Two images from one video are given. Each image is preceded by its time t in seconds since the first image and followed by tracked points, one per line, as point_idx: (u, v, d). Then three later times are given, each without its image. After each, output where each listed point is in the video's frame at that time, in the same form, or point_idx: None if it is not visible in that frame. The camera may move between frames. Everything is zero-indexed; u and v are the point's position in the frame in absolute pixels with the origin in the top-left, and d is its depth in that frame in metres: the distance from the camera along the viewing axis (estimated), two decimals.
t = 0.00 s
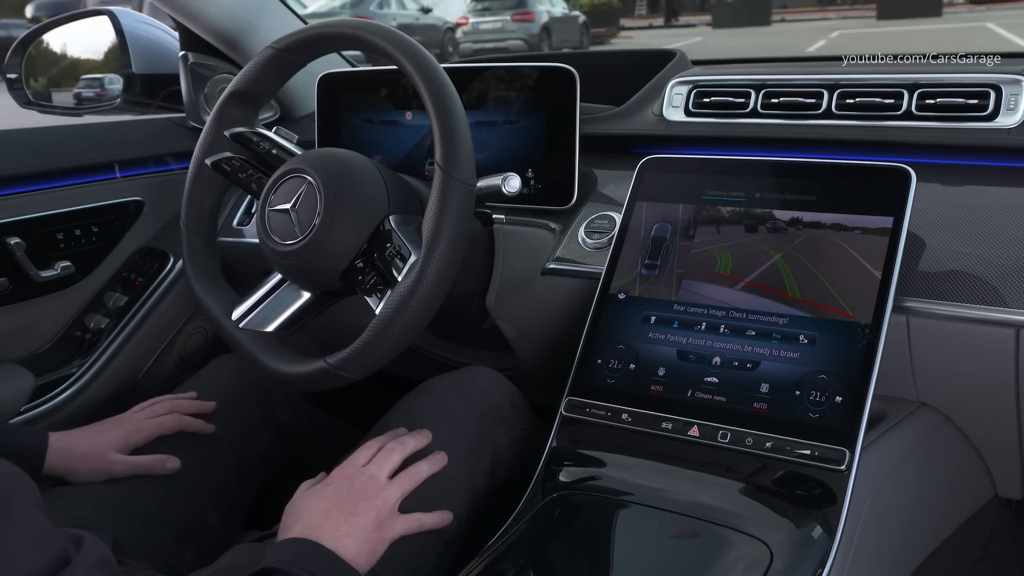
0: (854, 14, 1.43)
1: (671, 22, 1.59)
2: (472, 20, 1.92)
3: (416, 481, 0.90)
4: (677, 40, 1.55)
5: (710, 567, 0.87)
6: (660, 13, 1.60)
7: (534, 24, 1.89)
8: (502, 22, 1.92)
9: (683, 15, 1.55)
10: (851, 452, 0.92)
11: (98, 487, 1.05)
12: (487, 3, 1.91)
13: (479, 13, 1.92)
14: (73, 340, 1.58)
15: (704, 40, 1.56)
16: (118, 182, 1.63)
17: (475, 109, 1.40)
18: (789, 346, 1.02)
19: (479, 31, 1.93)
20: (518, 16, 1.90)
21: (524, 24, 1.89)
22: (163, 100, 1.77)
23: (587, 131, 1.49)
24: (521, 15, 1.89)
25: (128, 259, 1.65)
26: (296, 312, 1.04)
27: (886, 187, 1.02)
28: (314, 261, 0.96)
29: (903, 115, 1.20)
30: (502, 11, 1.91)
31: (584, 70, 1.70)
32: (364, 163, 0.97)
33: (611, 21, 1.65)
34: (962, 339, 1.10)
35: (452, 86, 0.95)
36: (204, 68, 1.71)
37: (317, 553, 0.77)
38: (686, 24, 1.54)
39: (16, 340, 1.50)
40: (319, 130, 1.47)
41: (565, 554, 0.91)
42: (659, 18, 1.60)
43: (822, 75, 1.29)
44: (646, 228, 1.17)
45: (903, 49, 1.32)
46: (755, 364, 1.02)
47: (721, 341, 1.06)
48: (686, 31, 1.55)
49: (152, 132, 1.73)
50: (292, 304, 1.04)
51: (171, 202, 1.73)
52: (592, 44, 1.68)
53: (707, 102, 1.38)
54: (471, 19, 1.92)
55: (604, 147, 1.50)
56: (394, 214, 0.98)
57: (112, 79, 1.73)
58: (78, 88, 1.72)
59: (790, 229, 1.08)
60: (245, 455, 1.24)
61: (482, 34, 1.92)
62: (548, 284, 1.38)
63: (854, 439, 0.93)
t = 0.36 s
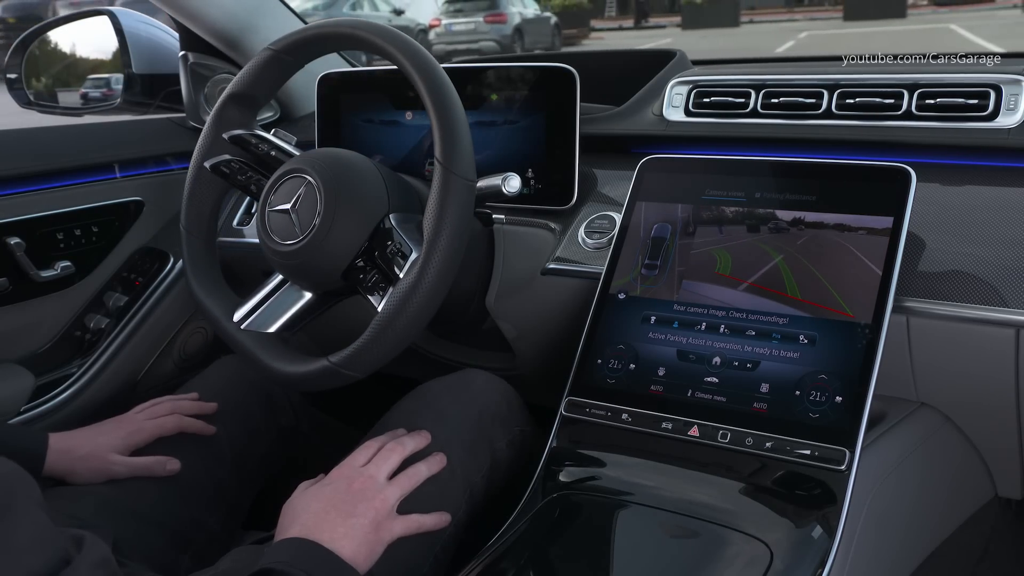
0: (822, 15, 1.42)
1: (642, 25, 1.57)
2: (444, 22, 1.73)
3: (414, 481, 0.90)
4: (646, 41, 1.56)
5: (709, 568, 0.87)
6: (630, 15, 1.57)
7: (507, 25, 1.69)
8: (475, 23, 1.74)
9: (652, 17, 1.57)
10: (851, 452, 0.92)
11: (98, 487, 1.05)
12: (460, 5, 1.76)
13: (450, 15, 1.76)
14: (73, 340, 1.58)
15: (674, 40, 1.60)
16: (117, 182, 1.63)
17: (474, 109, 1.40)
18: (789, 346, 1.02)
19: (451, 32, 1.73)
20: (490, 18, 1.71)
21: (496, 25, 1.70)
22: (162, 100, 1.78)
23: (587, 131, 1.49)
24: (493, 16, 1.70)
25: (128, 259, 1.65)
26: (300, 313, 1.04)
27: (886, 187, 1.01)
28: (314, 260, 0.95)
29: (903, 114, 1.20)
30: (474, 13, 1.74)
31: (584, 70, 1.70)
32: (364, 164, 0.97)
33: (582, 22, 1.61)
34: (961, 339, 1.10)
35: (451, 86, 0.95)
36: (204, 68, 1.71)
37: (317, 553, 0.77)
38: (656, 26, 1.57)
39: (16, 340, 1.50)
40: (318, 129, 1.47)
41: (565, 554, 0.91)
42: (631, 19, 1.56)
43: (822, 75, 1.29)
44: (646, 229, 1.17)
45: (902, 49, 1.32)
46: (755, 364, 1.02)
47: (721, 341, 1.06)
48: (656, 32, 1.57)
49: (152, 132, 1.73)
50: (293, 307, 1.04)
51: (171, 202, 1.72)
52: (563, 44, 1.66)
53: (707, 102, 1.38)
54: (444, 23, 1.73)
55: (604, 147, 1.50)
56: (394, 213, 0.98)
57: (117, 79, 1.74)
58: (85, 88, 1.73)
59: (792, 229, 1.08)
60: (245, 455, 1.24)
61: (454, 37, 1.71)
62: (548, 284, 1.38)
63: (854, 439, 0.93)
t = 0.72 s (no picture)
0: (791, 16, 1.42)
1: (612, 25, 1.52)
2: (418, 24, 1.60)
3: (414, 480, 0.90)
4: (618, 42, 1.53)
5: (709, 567, 0.87)
6: (600, 16, 1.51)
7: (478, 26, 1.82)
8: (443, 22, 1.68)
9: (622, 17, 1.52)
10: (851, 452, 0.92)
11: (98, 487, 1.05)
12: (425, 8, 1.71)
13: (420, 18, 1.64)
14: (73, 340, 1.58)
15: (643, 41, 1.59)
16: (117, 182, 1.63)
17: (474, 109, 1.40)
18: (789, 346, 1.02)
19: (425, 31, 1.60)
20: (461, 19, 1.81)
21: (469, 27, 1.80)
22: (162, 100, 1.78)
23: (587, 131, 1.49)
24: (465, 17, 1.81)
25: (128, 259, 1.65)
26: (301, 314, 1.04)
27: (886, 187, 1.01)
28: (314, 260, 0.95)
29: (903, 114, 1.20)
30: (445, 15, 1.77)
31: (584, 70, 1.70)
32: (364, 164, 0.97)
33: (553, 24, 1.55)
34: (961, 339, 1.10)
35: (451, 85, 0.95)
36: (204, 68, 1.71)
37: (317, 553, 0.77)
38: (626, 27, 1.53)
39: (16, 340, 1.50)
40: (319, 130, 1.47)
41: (565, 553, 0.91)
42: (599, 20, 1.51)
43: (822, 75, 1.29)
44: (646, 229, 1.17)
45: (903, 49, 1.32)
46: (755, 364, 1.02)
47: (721, 340, 1.06)
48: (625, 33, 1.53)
49: (151, 132, 1.73)
50: (294, 308, 1.04)
51: (171, 202, 1.72)
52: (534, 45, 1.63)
53: (707, 102, 1.38)
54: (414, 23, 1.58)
55: (604, 147, 1.50)
56: (394, 212, 0.98)
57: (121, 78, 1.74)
58: (91, 87, 1.74)
59: (794, 229, 1.08)
60: (245, 455, 1.24)
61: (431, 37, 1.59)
62: (548, 284, 1.38)
63: (854, 439, 0.93)
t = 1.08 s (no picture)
0: (759, 18, 1.40)
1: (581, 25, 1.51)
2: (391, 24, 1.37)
3: (414, 479, 0.90)
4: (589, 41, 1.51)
5: (709, 567, 0.87)
6: (570, 16, 1.52)
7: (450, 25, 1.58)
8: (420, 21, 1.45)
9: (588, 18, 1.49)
10: (851, 452, 0.92)
11: (99, 486, 1.05)
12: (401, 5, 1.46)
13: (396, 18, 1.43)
14: (73, 340, 1.58)
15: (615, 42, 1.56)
16: (117, 182, 1.63)
17: (474, 110, 1.40)
18: (790, 346, 1.02)
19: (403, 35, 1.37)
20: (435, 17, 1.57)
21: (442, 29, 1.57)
22: (162, 100, 1.78)
23: (587, 131, 1.49)
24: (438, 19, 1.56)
25: (128, 259, 1.65)
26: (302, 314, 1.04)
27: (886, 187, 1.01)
28: (314, 260, 0.95)
29: (903, 114, 1.20)
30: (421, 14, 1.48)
31: (584, 70, 1.70)
32: (364, 164, 0.97)
33: (524, 24, 1.56)
34: (961, 339, 1.10)
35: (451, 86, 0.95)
36: (204, 68, 1.71)
37: (317, 552, 0.77)
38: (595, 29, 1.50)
39: (16, 340, 1.50)
40: (319, 129, 1.47)
41: (565, 553, 0.91)
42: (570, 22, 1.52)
43: (822, 75, 1.29)
44: (646, 229, 1.17)
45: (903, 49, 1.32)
46: (754, 364, 1.02)
47: (721, 340, 1.06)
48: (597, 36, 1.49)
49: (151, 132, 1.73)
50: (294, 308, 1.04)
51: (171, 202, 1.72)
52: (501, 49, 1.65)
53: (707, 102, 1.38)
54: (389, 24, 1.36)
55: (604, 147, 1.49)
56: (394, 212, 0.98)
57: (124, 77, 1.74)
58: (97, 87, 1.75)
59: (796, 229, 1.07)
60: (245, 454, 1.24)
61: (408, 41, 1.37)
62: (548, 284, 1.38)
63: (854, 440, 0.93)
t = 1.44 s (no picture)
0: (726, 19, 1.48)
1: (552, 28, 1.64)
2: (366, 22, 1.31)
3: (415, 478, 0.90)
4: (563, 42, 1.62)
5: (710, 567, 0.87)
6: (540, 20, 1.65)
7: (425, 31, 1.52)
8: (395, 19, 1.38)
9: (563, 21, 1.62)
10: (851, 452, 0.92)
11: (99, 486, 1.05)
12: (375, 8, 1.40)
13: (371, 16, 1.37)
14: (73, 340, 1.58)
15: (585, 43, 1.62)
16: (118, 182, 1.63)
17: (474, 109, 1.40)
18: (789, 346, 1.02)
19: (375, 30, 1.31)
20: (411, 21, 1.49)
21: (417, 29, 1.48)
22: (162, 100, 1.78)
23: (587, 131, 1.49)
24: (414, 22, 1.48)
25: (128, 259, 1.64)
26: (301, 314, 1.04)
27: (886, 187, 1.01)
28: (314, 259, 0.95)
29: (903, 114, 1.20)
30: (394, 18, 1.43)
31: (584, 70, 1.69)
32: (364, 164, 0.97)
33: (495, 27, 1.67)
34: (961, 339, 1.10)
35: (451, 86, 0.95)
36: (204, 68, 1.72)
37: (318, 552, 0.77)
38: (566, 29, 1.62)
39: (16, 339, 1.50)
40: (319, 129, 1.47)
41: (565, 553, 0.91)
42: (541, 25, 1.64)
43: (822, 75, 1.29)
44: (647, 228, 1.17)
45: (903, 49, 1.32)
46: (754, 364, 1.02)
47: (721, 341, 1.06)
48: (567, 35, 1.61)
49: (151, 132, 1.73)
50: (293, 308, 1.04)
51: (171, 202, 1.72)
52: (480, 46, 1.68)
53: (707, 102, 1.38)
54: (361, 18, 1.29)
55: (604, 147, 1.49)
56: (394, 213, 0.98)
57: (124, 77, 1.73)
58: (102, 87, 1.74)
59: (798, 230, 1.07)
60: (245, 454, 1.23)
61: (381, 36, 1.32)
62: (548, 284, 1.38)
63: (854, 439, 0.93)
